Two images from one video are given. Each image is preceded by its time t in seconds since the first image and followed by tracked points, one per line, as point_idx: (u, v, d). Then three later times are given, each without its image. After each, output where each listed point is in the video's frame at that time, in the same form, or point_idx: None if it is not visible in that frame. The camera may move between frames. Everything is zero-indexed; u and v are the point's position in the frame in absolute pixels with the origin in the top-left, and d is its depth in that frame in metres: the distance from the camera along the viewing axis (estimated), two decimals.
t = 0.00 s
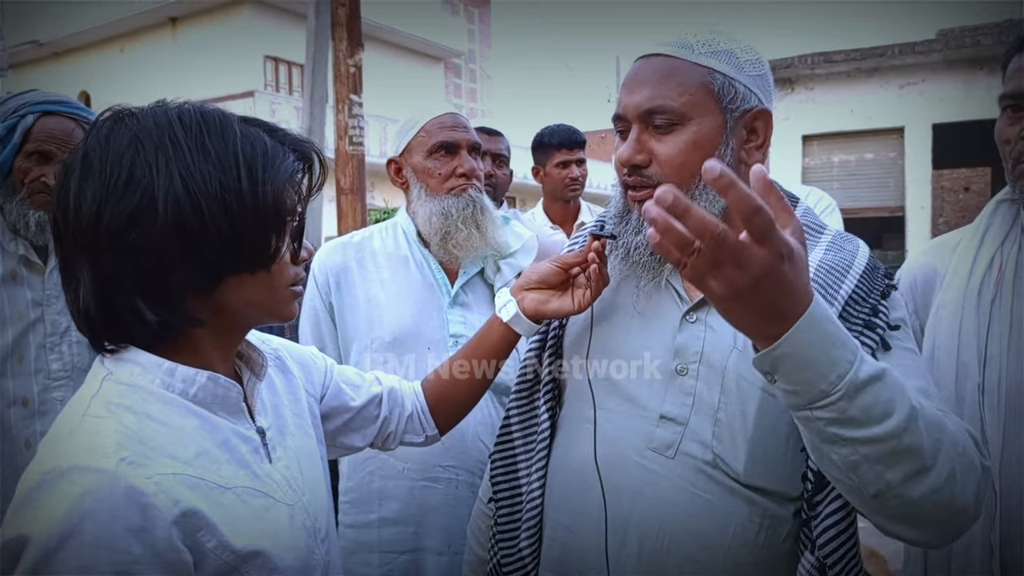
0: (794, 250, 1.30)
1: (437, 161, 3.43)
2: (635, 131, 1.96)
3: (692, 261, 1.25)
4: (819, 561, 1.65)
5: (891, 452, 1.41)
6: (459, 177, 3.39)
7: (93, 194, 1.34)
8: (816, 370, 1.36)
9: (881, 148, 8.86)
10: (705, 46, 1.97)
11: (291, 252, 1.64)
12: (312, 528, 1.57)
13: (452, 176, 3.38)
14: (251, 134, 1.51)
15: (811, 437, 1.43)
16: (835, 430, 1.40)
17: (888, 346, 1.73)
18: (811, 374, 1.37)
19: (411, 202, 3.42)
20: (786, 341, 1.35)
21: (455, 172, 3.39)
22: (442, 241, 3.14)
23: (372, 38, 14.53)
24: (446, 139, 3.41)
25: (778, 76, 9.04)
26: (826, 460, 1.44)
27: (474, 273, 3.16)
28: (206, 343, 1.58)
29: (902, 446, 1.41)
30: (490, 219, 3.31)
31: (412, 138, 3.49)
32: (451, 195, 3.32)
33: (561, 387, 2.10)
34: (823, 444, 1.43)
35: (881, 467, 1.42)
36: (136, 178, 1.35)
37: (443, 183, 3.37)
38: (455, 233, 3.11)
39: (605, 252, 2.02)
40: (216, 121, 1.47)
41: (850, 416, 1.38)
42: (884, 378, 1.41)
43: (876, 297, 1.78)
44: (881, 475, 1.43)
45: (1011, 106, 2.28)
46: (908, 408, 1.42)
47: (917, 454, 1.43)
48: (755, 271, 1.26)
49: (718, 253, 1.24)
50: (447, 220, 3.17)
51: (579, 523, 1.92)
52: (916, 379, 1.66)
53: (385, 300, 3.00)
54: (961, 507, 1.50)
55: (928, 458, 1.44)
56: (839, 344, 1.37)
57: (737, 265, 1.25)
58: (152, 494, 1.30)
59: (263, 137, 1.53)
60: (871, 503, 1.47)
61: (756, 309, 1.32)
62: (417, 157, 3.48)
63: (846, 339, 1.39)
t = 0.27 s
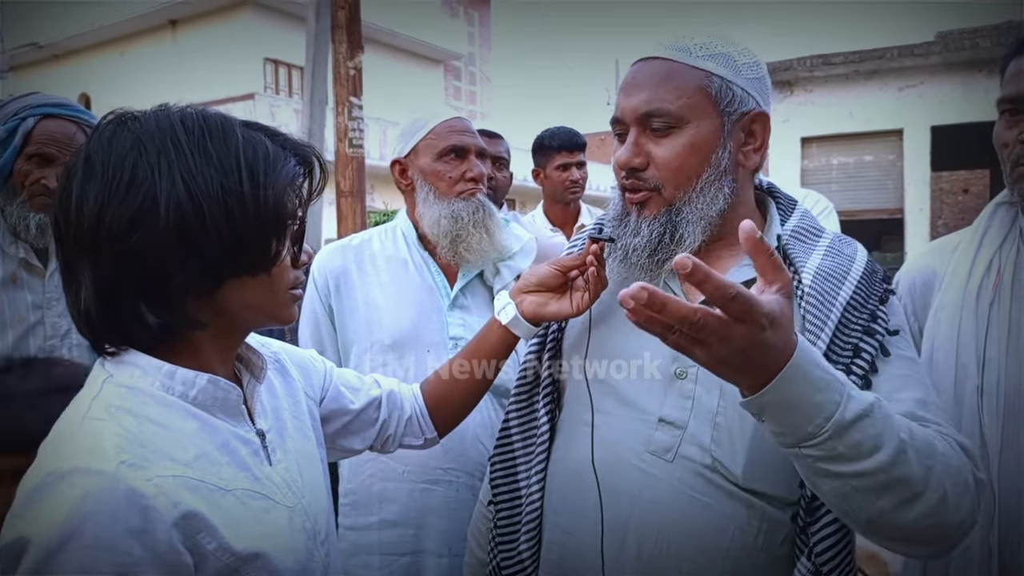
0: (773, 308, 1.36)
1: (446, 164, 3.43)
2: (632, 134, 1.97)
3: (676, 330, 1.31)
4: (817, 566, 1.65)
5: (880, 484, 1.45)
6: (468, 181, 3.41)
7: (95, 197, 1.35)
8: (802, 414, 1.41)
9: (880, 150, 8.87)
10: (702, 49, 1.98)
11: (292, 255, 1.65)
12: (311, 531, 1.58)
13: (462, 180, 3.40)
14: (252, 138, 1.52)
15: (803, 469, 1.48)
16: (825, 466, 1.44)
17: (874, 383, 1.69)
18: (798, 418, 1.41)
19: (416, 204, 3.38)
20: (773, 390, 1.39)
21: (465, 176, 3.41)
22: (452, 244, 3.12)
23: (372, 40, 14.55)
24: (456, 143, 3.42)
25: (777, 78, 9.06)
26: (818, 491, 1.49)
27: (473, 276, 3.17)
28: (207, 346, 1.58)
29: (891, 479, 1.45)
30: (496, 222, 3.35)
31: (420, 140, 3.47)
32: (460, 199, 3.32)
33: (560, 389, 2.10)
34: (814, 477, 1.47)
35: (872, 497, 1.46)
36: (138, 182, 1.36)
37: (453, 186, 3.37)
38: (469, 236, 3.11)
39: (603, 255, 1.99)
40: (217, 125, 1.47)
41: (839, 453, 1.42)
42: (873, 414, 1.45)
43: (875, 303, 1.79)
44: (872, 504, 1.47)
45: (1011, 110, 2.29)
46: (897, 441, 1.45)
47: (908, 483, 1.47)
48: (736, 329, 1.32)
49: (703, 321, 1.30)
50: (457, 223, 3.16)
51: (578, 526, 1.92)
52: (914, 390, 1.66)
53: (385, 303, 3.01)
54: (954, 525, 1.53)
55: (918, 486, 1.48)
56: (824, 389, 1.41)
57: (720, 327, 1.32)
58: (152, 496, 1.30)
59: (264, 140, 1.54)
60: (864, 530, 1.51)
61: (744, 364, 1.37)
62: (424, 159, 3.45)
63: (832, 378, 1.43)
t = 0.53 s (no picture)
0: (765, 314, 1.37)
1: (455, 164, 3.43)
2: (631, 134, 1.97)
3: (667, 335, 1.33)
4: (815, 567, 1.65)
5: (875, 485, 1.46)
6: (476, 182, 3.43)
7: (95, 197, 1.36)
8: (795, 417, 1.42)
9: (877, 151, 8.90)
10: (700, 49, 1.98)
11: (291, 254, 1.65)
12: (311, 530, 1.58)
13: (470, 181, 3.42)
14: (251, 138, 1.52)
15: (797, 472, 1.49)
16: (819, 468, 1.45)
17: (870, 387, 1.69)
18: (790, 422, 1.42)
19: (423, 203, 3.36)
20: (762, 396, 1.40)
21: (473, 177, 3.42)
22: (461, 243, 3.12)
23: (371, 40, 14.56)
24: (465, 144, 3.44)
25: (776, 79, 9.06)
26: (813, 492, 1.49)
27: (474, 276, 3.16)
28: (208, 345, 1.58)
29: (885, 481, 1.45)
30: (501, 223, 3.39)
31: (427, 139, 3.46)
32: (469, 200, 3.33)
33: (558, 389, 2.10)
34: (809, 478, 1.48)
35: (867, 498, 1.47)
36: (137, 182, 1.36)
37: (462, 187, 3.38)
38: (480, 236, 3.14)
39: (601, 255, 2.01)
40: (216, 125, 1.48)
41: (833, 456, 1.43)
42: (867, 419, 1.45)
43: (872, 303, 1.79)
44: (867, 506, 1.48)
45: (1012, 111, 2.29)
46: (891, 444, 1.46)
47: (902, 485, 1.47)
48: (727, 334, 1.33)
49: (693, 328, 1.31)
50: (467, 224, 3.17)
51: (577, 527, 1.92)
52: (910, 391, 1.67)
53: (384, 302, 3.01)
54: (950, 526, 1.53)
55: (913, 488, 1.48)
56: (815, 393, 1.42)
57: (710, 331, 1.33)
58: (153, 496, 1.30)
59: (263, 140, 1.54)
60: (859, 532, 1.51)
61: (734, 370, 1.38)
62: (432, 159, 3.45)
63: (825, 384, 1.44)
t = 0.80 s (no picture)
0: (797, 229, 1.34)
1: (463, 166, 3.44)
2: (637, 135, 1.98)
3: (697, 244, 1.30)
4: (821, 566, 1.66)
5: (884, 442, 1.48)
6: (484, 184, 3.44)
7: (103, 201, 1.37)
8: (809, 359, 1.43)
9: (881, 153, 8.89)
10: (707, 51, 1.99)
11: (298, 255, 1.66)
12: (319, 531, 1.58)
13: (478, 183, 3.43)
14: (258, 140, 1.53)
15: (809, 427, 1.50)
16: (831, 418, 1.46)
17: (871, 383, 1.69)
18: (806, 358, 1.44)
19: (431, 204, 3.36)
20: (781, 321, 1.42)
21: (481, 180, 3.44)
22: (469, 245, 3.14)
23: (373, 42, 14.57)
24: (473, 146, 3.45)
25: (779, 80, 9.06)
26: (823, 450, 1.51)
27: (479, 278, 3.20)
28: (216, 347, 1.59)
29: (895, 437, 1.47)
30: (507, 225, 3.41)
31: (435, 141, 3.46)
32: (476, 202, 3.35)
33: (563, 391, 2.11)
34: (820, 434, 1.49)
35: (876, 457, 1.48)
36: (145, 186, 1.37)
37: (470, 190, 3.40)
38: (488, 239, 3.16)
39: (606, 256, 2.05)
40: (222, 128, 1.48)
41: (846, 404, 1.45)
42: (877, 372, 1.48)
43: (875, 301, 1.79)
44: (874, 468, 1.49)
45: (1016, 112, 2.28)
46: (900, 397, 1.49)
47: (909, 448, 1.49)
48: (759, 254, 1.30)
49: (733, 226, 1.28)
50: (475, 226, 3.18)
51: (582, 528, 1.93)
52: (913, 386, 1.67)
53: (389, 304, 3.02)
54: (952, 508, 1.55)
55: (919, 450, 1.51)
56: (829, 335, 1.44)
57: (742, 246, 1.29)
58: (163, 497, 1.31)
59: (269, 143, 1.55)
60: (866, 495, 1.52)
61: (762, 287, 1.37)
62: (440, 161, 3.45)
63: (839, 328, 1.47)
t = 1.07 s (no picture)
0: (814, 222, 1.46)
1: (463, 166, 3.44)
2: (633, 140, 1.98)
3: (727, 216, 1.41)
4: (820, 567, 1.67)
5: (889, 440, 1.50)
6: (484, 184, 3.45)
7: (106, 200, 1.37)
8: (818, 351, 1.49)
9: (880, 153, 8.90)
10: (700, 54, 1.99)
11: (300, 255, 1.66)
12: (320, 530, 1.59)
13: (478, 183, 3.43)
14: (259, 140, 1.53)
15: (814, 424, 1.53)
16: (838, 416, 1.50)
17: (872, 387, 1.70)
18: (816, 352, 1.49)
19: (431, 204, 3.36)
20: (797, 311, 1.48)
21: (481, 179, 3.44)
22: (469, 245, 3.14)
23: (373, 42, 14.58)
24: (473, 145, 3.45)
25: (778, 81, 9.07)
26: (829, 450, 1.53)
27: (479, 278, 3.20)
28: (217, 347, 1.59)
29: (899, 434, 1.50)
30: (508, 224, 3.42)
31: (435, 141, 3.47)
32: (477, 202, 3.35)
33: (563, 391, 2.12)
34: (827, 431, 1.52)
35: (880, 456, 1.51)
36: (148, 185, 1.38)
37: (470, 189, 3.40)
38: (489, 238, 3.16)
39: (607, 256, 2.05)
40: (223, 127, 1.49)
41: (852, 399, 1.48)
42: (884, 368, 1.52)
43: (876, 304, 1.80)
44: (879, 467, 1.51)
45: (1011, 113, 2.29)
46: (906, 396, 1.51)
47: (914, 449, 1.51)
48: (780, 232, 1.40)
49: (756, 200, 1.39)
50: (475, 225, 3.18)
51: (581, 528, 1.93)
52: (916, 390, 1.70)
53: (389, 304, 3.02)
54: (954, 510, 1.56)
55: (924, 452, 1.53)
56: (841, 329, 1.49)
57: (763, 223, 1.41)
58: (165, 496, 1.31)
59: (271, 142, 1.55)
60: (869, 496, 1.54)
61: (781, 271, 1.45)
62: (440, 160, 3.46)
63: (848, 323, 1.52)
